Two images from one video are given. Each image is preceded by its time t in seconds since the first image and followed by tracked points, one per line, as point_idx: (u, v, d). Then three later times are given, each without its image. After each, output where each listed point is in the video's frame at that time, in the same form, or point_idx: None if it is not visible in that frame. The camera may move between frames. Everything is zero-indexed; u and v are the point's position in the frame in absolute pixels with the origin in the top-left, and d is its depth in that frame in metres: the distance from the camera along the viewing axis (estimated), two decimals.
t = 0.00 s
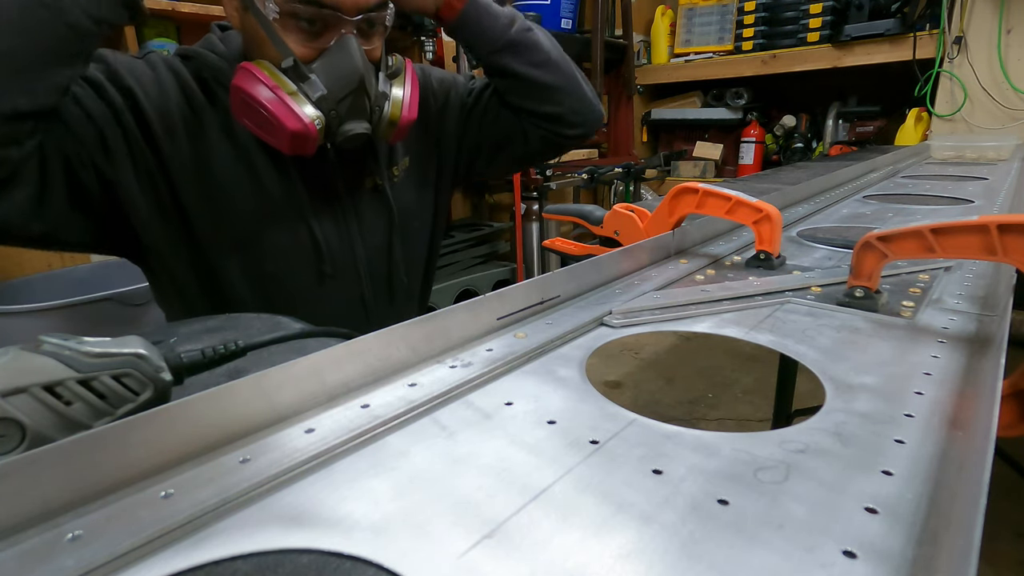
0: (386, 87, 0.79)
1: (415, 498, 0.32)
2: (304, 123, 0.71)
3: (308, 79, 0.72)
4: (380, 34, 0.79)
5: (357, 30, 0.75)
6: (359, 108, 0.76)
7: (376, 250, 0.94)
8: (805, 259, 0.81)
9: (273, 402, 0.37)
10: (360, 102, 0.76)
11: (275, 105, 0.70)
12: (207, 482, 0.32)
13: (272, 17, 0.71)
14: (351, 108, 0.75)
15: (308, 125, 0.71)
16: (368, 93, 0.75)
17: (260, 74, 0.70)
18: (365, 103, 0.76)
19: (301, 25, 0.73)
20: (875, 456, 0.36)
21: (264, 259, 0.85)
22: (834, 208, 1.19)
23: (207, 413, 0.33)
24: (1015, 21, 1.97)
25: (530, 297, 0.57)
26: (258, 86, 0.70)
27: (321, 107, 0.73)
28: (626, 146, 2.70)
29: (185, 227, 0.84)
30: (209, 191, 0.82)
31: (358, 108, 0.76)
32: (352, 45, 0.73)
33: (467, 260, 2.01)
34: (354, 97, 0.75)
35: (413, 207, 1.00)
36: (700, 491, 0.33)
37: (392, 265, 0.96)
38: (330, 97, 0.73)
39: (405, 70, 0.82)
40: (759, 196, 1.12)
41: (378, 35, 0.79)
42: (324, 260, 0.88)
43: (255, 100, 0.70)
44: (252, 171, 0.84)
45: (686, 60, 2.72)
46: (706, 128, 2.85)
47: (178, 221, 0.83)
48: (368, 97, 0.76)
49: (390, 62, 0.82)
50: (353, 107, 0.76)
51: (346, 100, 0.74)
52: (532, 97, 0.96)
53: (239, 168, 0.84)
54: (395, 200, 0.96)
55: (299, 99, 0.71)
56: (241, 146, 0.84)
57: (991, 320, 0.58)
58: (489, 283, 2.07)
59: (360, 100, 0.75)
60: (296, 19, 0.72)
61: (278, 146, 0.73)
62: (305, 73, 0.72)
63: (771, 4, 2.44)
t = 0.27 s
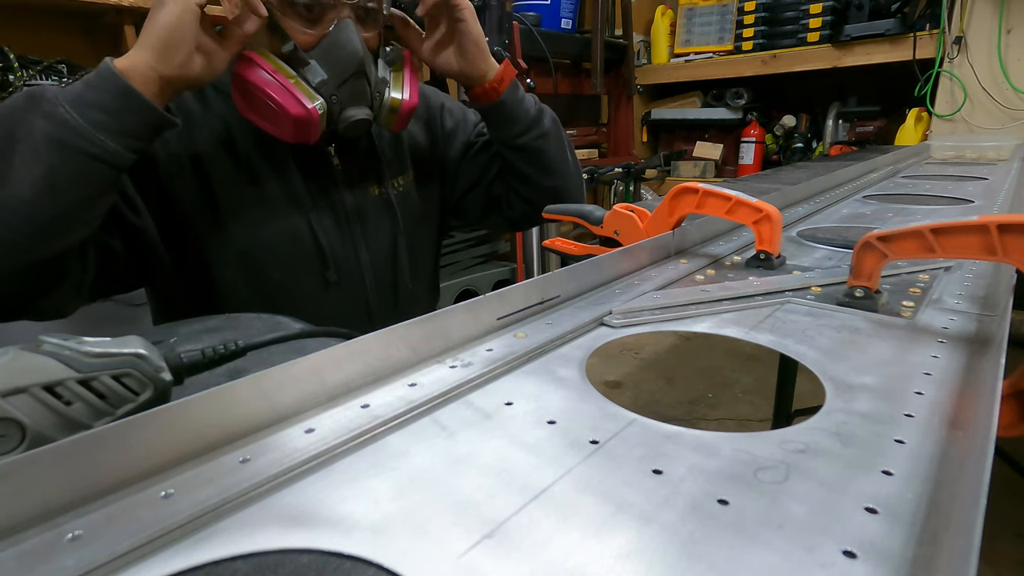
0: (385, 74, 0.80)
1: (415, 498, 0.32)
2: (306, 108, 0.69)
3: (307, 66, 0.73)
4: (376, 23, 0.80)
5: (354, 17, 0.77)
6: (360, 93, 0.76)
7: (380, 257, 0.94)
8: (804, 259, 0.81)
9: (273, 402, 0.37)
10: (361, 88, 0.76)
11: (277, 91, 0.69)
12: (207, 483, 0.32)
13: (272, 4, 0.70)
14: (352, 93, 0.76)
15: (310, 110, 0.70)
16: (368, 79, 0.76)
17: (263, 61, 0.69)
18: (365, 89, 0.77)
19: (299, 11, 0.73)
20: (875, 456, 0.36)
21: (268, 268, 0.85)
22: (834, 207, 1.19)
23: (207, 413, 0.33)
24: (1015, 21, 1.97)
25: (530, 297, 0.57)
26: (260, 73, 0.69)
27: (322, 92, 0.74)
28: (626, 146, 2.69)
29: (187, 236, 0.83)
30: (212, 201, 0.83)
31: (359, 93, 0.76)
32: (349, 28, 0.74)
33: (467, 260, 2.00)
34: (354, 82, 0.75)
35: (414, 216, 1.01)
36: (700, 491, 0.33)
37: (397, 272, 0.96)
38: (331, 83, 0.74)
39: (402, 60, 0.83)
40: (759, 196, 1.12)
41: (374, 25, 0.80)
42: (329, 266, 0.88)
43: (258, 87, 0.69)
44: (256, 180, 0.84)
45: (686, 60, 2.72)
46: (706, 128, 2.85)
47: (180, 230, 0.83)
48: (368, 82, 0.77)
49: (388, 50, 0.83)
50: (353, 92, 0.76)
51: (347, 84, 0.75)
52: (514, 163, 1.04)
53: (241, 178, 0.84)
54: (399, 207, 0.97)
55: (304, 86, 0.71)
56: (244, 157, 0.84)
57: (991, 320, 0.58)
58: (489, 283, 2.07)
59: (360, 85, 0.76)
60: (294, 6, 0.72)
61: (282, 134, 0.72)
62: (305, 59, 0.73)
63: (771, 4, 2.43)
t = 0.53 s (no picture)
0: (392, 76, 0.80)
1: (415, 498, 0.32)
2: (312, 111, 0.70)
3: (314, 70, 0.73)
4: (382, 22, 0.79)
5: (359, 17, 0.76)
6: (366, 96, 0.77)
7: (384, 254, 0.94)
8: (805, 259, 0.81)
9: (273, 402, 0.37)
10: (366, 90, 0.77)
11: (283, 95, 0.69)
12: (207, 483, 0.32)
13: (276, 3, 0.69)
14: (358, 95, 0.76)
15: (315, 113, 0.71)
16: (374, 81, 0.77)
17: (268, 64, 0.70)
18: (371, 91, 0.77)
19: (305, 10, 0.71)
20: (875, 456, 0.36)
21: (273, 264, 0.85)
22: (834, 207, 1.19)
23: (207, 413, 0.33)
24: (1015, 21, 1.97)
25: (530, 297, 0.57)
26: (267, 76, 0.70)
27: (329, 95, 0.74)
28: (626, 146, 2.69)
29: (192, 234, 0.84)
30: (217, 201, 0.83)
31: (364, 95, 0.77)
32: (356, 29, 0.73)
33: (467, 260, 2.00)
34: (360, 85, 0.76)
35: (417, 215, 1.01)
36: (700, 491, 0.33)
37: (400, 269, 0.96)
38: (337, 86, 0.74)
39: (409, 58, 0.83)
40: (759, 196, 1.12)
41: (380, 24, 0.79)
42: (334, 264, 0.87)
43: (264, 91, 0.69)
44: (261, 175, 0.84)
45: (686, 60, 2.72)
46: (706, 128, 2.85)
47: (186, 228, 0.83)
48: (373, 84, 0.77)
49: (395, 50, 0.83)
50: (359, 95, 0.76)
51: (352, 87, 0.75)
52: (512, 168, 1.04)
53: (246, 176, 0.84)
54: (403, 205, 0.97)
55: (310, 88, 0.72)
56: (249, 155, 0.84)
57: (991, 320, 0.58)
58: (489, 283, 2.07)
59: (366, 87, 0.76)
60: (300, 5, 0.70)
61: (287, 137, 0.73)
62: (311, 62, 0.72)
63: (771, 4, 2.43)
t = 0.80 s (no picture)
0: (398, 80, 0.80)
1: (415, 498, 0.32)
2: (318, 115, 0.70)
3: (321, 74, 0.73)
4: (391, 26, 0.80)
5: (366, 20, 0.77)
6: (372, 100, 0.77)
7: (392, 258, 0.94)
8: (805, 259, 0.81)
9: (273, 402, 0.37)
10: (373, 95, 0.77)
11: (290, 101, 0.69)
12: (207, 483, 0.32)
13: (284, 9, 0.70)
14: (364, 100, 0.76)
15: (322, 118, 0.70)
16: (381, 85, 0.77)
17: (276, 69, 0.70)
18: (377, 95, 0.77)
19: (312, 15, 0.73)
20: (875, 456, 0.36)
21: (279, 269, 0.85)
22: (834, 207, 1.19)
23: (207, 413, 0.33)
24: (1015, 21, 1.96)
25: (530, 297, 0.57)
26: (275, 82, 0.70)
27: (335, 99, 0.74)
28: (626, 146, 2.69)
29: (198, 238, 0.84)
30: (223, 205, 0.83)
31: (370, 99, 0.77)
32: (362, 33, 0.75)
33: (467, 260, 2.00)
34: (367, 89, 0.76)
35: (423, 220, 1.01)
36: (700, 491, 0.33)
37: (406, 272, 0.95)
38: (342, 91, 0.74)
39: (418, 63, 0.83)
40: (759, 196, 1.12)
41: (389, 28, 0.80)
42: (340, 267, 0.87)
43: (272, 97, 0.70)
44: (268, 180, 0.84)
45: (686, 60, 2.72)
46: (706, 128, 2.85)
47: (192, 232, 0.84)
48: (380, 88, 0.77)
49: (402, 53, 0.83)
50: (365, 100, 0.76)
51: (359, 91, 0.75)
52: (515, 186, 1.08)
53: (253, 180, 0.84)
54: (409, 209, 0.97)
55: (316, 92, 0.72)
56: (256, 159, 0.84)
57: (991, 320, 0.58)
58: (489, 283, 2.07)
59: (373, 91, 0.76)
60: (308, 10, 0.72)
61: (294, 141, 0.73)
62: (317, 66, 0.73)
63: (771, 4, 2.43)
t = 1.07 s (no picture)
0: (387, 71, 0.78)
1: (415, 498, 0.32)
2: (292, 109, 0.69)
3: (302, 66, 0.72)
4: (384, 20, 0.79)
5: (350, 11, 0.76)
6: (355, 93, 0.75)
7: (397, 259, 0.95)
8: (804, 259, 0.81)
9: (273, 402, 0.37)
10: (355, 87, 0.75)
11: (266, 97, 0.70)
12: (207, 483, 0.32)
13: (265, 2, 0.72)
14: (345, 92, 0.75)
15: (296, 110, 0.70)
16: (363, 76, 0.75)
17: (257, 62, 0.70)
18: (360, 87, 0.75)
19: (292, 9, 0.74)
20: (875, 456, 0.36)
21: (286, 274, 0.85)
22: (834, 207, 1.19)
23: (207, 413, 0.33)
24: (1015, 21, 1.97)
25: (530, 297, 0.57)
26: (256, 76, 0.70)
27: (314, 91, 0.73)
28: (626, 146, 2.69)
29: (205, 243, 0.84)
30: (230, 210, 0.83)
31: (354, 92, 0.75)
32: (342, 26, 0.74)
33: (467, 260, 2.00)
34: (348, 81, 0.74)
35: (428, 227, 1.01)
36: (700, 491, 0.33)
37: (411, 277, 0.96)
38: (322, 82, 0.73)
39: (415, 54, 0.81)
40: (759, 196, 1.12)
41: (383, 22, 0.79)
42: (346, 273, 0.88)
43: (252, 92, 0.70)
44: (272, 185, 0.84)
45: (686, 60, 2.72)
46: (706, 128, 2.85)
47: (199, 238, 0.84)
48: (363, 80, 0.75)
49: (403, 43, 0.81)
50: (346, 92, 0.75)
51: (339, 83, 0.74)
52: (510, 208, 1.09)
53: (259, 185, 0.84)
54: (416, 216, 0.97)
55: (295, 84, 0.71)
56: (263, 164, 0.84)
57: (991, 320, 0.58)
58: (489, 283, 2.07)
59: (355, 83, 0.75)
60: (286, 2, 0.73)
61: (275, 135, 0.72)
62: (297, 58, 0.73)
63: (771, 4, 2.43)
